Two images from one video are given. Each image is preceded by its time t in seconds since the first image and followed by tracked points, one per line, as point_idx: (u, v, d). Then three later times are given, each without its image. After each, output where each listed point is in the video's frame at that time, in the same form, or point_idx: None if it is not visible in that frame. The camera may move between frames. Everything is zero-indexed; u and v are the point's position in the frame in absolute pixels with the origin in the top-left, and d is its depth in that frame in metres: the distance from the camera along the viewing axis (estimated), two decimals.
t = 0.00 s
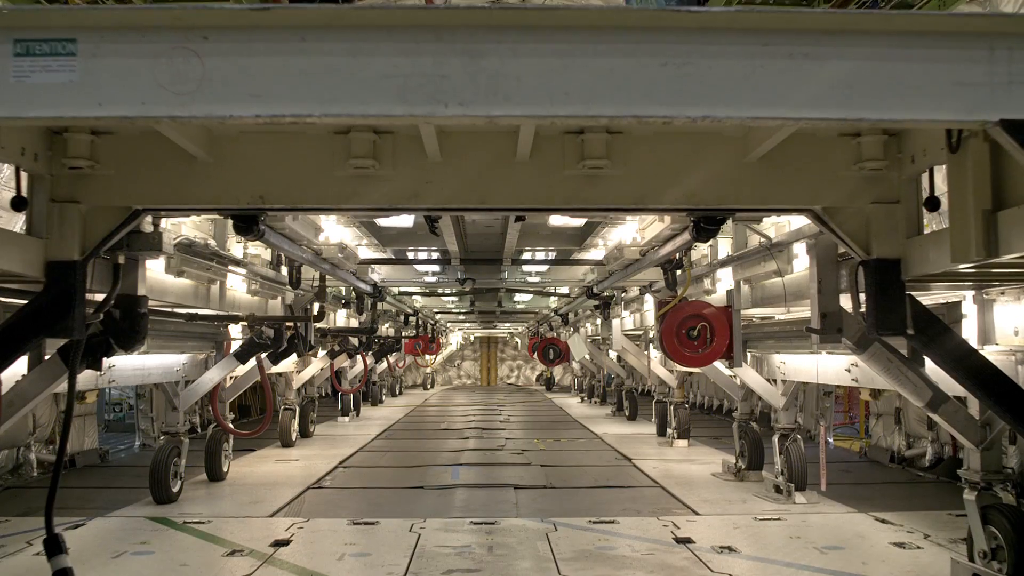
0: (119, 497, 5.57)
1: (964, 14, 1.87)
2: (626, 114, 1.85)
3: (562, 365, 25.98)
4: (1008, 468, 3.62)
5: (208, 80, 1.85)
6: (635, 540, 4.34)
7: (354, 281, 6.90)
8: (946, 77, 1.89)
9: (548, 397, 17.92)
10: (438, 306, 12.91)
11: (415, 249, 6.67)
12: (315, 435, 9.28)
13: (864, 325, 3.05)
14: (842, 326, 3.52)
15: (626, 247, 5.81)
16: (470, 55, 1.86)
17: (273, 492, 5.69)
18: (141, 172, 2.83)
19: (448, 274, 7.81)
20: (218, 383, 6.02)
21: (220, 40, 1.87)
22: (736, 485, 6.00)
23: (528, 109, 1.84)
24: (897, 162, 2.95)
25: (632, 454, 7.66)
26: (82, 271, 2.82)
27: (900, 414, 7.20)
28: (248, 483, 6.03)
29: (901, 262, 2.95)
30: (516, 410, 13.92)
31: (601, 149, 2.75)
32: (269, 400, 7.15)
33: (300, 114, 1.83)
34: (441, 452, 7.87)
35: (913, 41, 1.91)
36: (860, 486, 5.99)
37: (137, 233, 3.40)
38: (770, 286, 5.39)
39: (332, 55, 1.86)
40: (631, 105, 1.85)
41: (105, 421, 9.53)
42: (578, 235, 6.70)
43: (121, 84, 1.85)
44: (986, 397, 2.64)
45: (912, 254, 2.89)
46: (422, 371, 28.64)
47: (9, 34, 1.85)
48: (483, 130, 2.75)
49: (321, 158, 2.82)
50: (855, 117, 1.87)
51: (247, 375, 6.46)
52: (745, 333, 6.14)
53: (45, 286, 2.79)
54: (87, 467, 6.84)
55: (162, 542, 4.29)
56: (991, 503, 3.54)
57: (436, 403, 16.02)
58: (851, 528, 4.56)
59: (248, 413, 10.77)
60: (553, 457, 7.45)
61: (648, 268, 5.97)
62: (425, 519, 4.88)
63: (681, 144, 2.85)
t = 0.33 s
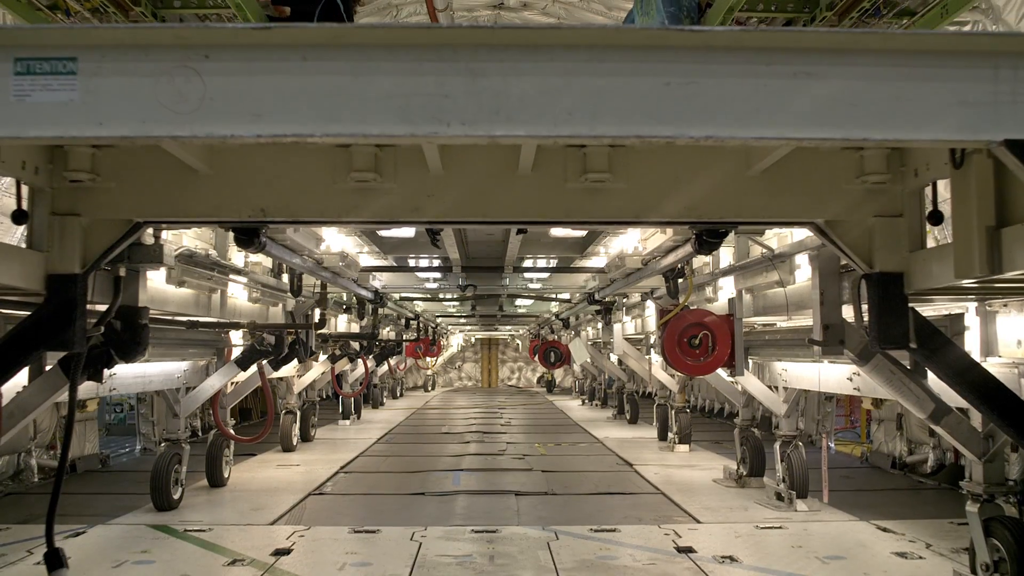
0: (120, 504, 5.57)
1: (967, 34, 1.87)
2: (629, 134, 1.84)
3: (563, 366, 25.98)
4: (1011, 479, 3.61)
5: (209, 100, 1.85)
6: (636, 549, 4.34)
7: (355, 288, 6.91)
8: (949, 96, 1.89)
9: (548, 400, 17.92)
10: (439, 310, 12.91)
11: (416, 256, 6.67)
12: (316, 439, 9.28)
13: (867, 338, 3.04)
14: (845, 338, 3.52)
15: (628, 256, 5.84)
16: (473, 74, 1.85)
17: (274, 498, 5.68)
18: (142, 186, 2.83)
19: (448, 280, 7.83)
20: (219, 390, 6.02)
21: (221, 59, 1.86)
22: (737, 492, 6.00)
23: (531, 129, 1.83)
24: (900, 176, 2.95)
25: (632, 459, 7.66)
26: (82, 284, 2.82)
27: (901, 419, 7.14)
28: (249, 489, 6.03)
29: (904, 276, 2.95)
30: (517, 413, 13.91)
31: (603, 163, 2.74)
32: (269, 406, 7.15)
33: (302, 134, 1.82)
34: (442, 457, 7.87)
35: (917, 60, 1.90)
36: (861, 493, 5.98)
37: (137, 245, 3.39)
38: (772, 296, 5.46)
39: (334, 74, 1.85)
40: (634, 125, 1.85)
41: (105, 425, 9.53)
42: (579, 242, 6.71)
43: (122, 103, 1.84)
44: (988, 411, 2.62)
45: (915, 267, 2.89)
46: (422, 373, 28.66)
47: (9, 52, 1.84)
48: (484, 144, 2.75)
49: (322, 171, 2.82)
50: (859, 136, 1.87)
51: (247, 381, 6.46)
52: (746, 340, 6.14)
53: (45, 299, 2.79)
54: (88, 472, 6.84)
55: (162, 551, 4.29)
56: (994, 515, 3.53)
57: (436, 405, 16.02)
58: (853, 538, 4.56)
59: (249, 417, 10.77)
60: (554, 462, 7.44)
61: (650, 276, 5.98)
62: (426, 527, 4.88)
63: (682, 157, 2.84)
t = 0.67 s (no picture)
0: (118, 511, 5.56)
1: (970, 53, 1.86)
2: (630, 154, 1.84)
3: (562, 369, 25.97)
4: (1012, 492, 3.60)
5: (208, 118, 1.84)
6: (636, 558, 4.34)
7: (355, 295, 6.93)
8: (950, 116, 1.89)
9: (548, 403, 17.91)
10: (438, 314, 12.92)
11: (415, 263, 6.68)
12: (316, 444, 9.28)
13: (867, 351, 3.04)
14: (845, 349, 3.54)
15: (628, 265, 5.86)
16: (472, 93, 1.84)
17: (273, 505, 5.67)
18: (142, 199, 2.83)
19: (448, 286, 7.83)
20: (218, 397, 6.01)
21: (220, 78, 1.85)
22: (736, 499, 6.00)
23: (532, 149, 1.83)
24: (900, 189, 2.95)
25: (632, 464, 7.66)
26: (81, 296, 2.83)
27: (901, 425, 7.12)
28: (248, 495, 6.03)
29: (905, 289, 2.95)
30: (516, 416, 13.89)
31: (603, 177, 2.75)
32: (269, 411, 7.14)
33: (301, 155, 1.81)
34: (441, 462, 7.87)
35: (920, 79, 1.90)
36: (861, 500, 5.99)
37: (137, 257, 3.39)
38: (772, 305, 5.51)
39: (333, 93, 1.84)
40: (634, 146, 1.84)
41: (104, 428, 9.51)
42: (579, 250, 6.72)
43: (120, 123, 1.83)
44: (988, 424, 2.62)
45: (916, 281, 2.89)
46: (422, 375, 28.66)
47: (7, 71, 1.83)
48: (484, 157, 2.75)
49: (322, 184, 2.81)
50: (861, 156, 1.86)
51: (247, 388, 6.46)
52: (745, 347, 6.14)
53: (44, 312, 2.78)
54: (87, 478, 6.83)
55: (161, 559, 4.28)
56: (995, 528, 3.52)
57: (436, 408, 16.01)
58: (853, 546, 4.55)
59: (249, 421, 10.77)
60: (554, 468, 7.44)
61: (649, 285, 5.99)
62: (425, 535, 4.88)
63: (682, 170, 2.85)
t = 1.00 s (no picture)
0: (117, 517, 5.55)
1: (973, 70, 1.86)
2: (631, 174, 1.83)
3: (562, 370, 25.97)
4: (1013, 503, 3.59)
5: (207, 136, 1.83)
6: (635, 566, 4.33)
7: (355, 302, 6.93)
8: (953, 133, 1.88)
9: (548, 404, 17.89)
10: (439, 318, 12.92)
11: (415, 270, 6.68)
12: (316, 447, 9.27)
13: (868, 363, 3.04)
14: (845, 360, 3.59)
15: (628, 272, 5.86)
16: (473, 112, 1.84)
17: (272, 511, 5.66)
18: (141, 212, 2.82)
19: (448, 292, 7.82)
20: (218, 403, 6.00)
21: (219, 96, 1.84)
22: (736, 504, 6.00)
23: (532, 168, 1.82)
24: (900, 203, 2.96)
25: (632, 468, 7.66)
26: (82, 309, 2.83)
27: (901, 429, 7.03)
28: (248, 501, 6.02)
29: (905, 301, 2.96)
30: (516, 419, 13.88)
31: (603, 190, 2.74)
32: (269, 417, 7.12)
33: (300, 174, 1.81)
34: (441, 466, 7.86)
35: (922, 97, 1.89)
36: (861, 506, 5.98)
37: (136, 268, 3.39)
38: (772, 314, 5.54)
39: (332, 112, 1.84)
40: (634, 165, 1.83)
41: (104, 432, 9.50)
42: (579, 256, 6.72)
43: (119, 141, 1.83)
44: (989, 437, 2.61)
45: (917, 294, 2.89)
46: (421, 376, 28.66)
47: (6, 90, 1.83)
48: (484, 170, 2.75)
49: (322, 197, 2.81)
50: (863, 175, 1.85)
51: (247, 394, 6.46)
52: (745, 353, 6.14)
53: (43, 325, 2.78)
54: (87, 483, 6.82)
55: (161, 568, 4.28)
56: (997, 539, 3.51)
57: (435, 410, 15.99)
58: (853, 554, 4.55)
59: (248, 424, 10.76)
60: (553, 472, 7.44)
61: (650, 292, 5.99)
62: (425, 542, 4.87)
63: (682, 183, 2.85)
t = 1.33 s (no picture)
0: (117, 524, 5.54)
1: (976, 89, 1.85)
2: (632, 193, 1.82)
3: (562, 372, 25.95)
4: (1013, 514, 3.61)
5: (207, 155, 1.83)
6: (636, 574, 4.33)
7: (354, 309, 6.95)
8: (955, 151, 1.88)
9: (548, 406, 17.90)
10: (439, 321, 12.93)
11: (415, 276, 6.69)
12: (316, 451, 9.27)
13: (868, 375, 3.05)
14: (846, 371, 3.61)
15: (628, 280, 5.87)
16: (473, 131, 1.83)
17: (272, 518, 5.66)
18: (141, 224, 2.82)
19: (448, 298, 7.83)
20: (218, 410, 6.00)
21: (219, 115, 1.84)
22: (736, 510, 6.00)
23: (533, 188, 1.82)
24: (901, 216, 2.97)
25: (632, 473, 7.66)
26: (82, 323, 2.84)
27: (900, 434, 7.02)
28: (248, 507, 6.02)
29: (906, 314, 2.97)
30: (516, 421, 13.88)
31: (604, 203, 2.74)
32: (269, 423, 7.12)
33: (301, 193, 1.80)
34: (441, 471, 7.86)
35: (926, 115, 1.89)
36: (861, 512, 5.98)
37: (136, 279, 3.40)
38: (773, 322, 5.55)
39: (332, 131, 1.83)
40: (636, 183, 1.83)
41: (104, 436, 9.50)
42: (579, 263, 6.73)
43: (119, 161, 1.82)
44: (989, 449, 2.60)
45: (918, 306, 2.89)
46: (421, 378, 28.66)
47: (6, 108, 1.83)
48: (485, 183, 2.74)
49: (322, 210, 2.80)
50: (865, 194, 1.85)
51: (247, 399, 6.46)
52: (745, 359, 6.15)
53: (43, 337, 2.78)
54: (86, 488, 6.82)
55: None
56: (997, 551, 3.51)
57: (435, 413, 15.99)
58: (853, 562, 4.55)
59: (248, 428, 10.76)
60: (554, 477, 7.44)
61: (650, 299, 6.00)
62: (425, 549, 4.86)
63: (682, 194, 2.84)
